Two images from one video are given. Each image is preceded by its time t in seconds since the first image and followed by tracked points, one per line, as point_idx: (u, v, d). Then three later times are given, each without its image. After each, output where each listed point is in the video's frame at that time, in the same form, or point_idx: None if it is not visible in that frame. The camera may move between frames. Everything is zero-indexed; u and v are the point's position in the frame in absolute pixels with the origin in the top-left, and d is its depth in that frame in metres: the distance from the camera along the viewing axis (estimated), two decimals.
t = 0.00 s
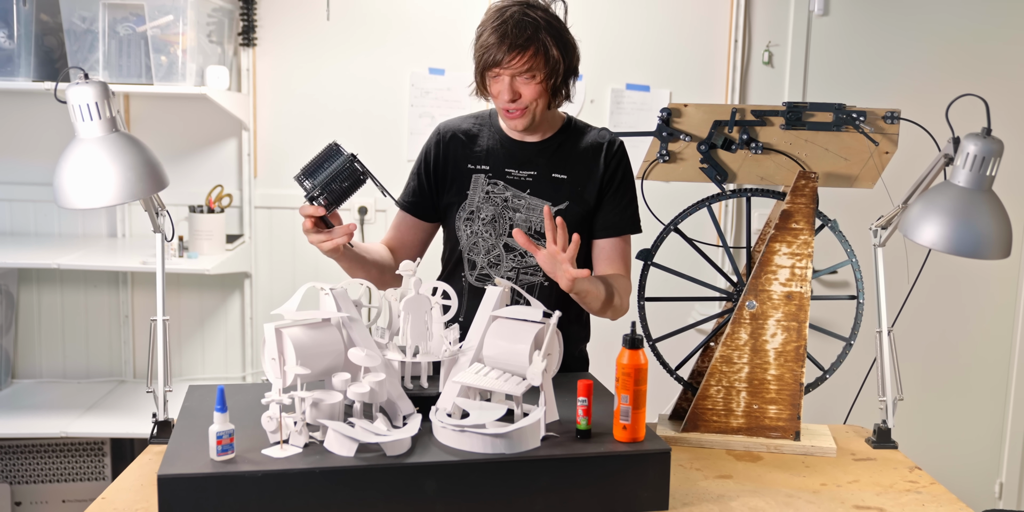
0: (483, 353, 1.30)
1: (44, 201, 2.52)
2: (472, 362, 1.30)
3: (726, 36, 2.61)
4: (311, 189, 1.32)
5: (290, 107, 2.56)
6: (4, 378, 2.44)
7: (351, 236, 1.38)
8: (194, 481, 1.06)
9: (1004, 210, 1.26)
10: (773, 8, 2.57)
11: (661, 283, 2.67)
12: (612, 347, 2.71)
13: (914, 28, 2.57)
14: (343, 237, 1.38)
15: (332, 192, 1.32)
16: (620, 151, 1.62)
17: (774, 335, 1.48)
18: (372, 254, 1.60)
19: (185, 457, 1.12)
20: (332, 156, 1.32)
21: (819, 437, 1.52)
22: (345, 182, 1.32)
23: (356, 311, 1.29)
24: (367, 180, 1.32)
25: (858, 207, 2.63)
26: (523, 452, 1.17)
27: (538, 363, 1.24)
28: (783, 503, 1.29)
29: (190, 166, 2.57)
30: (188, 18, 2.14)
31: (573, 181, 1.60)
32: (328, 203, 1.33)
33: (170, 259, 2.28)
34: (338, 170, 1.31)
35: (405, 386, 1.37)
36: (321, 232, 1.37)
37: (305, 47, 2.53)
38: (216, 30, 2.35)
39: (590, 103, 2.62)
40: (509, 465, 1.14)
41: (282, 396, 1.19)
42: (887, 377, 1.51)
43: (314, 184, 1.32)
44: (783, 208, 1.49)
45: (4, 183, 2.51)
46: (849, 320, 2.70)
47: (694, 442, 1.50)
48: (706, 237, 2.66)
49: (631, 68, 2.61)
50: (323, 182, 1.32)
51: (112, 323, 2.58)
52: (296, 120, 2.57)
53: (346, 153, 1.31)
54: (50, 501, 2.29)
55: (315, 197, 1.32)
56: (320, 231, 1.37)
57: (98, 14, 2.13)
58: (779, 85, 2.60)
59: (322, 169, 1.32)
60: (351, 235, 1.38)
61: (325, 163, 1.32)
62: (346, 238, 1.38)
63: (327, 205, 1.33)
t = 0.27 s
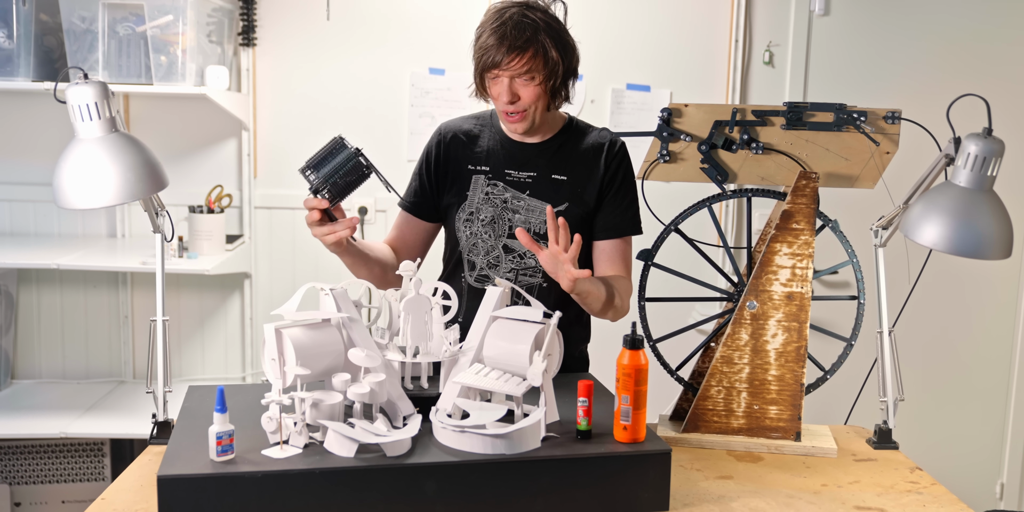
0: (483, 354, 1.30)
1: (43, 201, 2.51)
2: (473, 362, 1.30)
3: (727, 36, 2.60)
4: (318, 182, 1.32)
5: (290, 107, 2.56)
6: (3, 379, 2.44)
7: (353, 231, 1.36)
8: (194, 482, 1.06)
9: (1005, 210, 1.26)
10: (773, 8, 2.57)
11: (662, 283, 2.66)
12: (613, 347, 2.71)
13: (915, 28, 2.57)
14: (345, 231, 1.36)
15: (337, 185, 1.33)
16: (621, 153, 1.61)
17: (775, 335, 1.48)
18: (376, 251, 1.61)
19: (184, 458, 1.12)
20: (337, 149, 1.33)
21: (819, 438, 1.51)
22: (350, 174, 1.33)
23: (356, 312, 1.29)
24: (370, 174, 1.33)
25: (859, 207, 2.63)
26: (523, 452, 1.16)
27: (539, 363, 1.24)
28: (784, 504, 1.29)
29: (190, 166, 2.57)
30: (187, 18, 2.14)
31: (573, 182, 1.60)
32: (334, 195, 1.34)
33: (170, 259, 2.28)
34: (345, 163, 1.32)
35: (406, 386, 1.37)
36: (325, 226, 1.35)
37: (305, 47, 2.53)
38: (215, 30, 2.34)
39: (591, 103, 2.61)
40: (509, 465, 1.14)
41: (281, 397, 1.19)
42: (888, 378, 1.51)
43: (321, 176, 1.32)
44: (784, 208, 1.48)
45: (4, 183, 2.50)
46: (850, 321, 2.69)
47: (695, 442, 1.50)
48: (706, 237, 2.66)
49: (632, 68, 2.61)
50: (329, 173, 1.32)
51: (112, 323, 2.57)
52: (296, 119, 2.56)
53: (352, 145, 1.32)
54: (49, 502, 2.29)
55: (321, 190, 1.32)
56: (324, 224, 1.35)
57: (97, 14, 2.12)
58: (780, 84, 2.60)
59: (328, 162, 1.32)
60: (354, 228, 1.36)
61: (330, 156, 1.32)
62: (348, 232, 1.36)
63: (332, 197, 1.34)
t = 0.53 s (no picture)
0: (484, 354, 1.29)
1: (43, 201, 2.51)
2: (473, 363, 1.30)
3: (727, 35, 2.60)
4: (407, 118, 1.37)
5: (289, 107, 2.55)
6: (3, 379, 2.44)
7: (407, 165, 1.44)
8: (194, 482, 1.06)
9: (1006, 210, 1.26)
10: (774, 8, 2.57)
11: (663, 283, 2.66)
12: (613, 347, 2.70)
13: (915, 28, 2.56)
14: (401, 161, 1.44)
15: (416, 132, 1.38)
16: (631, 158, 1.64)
17: (776, 336, 1.48)
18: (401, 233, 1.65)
19: (184, 458, 1.12)
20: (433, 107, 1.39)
21: (820, 438, 1.51)
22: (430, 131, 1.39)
23: (356, 312, 1.29)
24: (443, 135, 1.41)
25: (860, 207, 2.63)
26: (523, 453, 1.16)
27: (539, 364, 1.24)
28: (784, 504, 1.28)
29: (190, 166, 2.56)
30: (187, 18, 2.13)
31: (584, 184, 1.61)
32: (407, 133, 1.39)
33: (169, 259, 2.28)
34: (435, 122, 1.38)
35: (406, 387, 1.36)
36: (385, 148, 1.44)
37: (305, 47, 2.53)
38: (215, 30, 2.34)
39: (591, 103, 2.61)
40: (509, 466, 1.14)
41: (282, 397, 1.19)
42: (889, 378, 1.50)
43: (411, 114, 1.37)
44: (785, 208, 1.48)
45: (3, 183, 2.50)
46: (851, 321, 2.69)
47: (695, 443, 1.50)
48: (707, 238, 2.65)
49: (632, 68, 2.60)
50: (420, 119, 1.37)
51: (112, 324, 2.57)
52: (296, 119, 2.56)
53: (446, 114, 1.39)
54: (49, 502, 2.29)
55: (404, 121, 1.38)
56: (384, 146, 1.43)
57: (97, 14, 2.12)
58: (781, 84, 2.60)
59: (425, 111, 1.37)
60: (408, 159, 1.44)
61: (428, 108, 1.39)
62: (404, 162, 1.43)
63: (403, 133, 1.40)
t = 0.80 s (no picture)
0: (484, 354, 1.29)
1: (42, 202, 2.51)
2: (473, 363, 1.29)
3: (728, 35, 2.60)
4: (385, 134, 1.40)
5: (289, 107, 2.55)
6: (2, 379, 2.44)
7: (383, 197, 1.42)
8: (194, 483, 1.06)
9: (1007, 210, 1.25)
10: (774, 8, 2.57)
11: (663, 284, 2.66)
12: (613, 348, 2.70)
13: (916, 28, 2.56)
14: (377, 192, 1.41)
15: (398, 150, 1.41)
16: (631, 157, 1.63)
17: (776, 336, 1.48)
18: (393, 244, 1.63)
19: (184, 459, 1.11)
20: (410, 121, 1.43)
21: (821, 439, 1.51)
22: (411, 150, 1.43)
23: (356, 313, 1.29)
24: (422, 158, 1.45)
25: (861, 207, 2.62)
26: (523, 454, 1.16)
27: (539, 364, 1.24)
28: (785, 505, 1.28)
29: (190, 166, 2.56)
30: (186, 18, 2.13)
31: (584, 183, 1.60)
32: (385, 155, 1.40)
33: (169, 259, 2.28)
34: (414, 135, 1.42)
35: (406, 387, 1.36)
36: (359, 178, 1.40)
37: (304, 46, 2.52)
38: (215, 30, 2.34)
39: (591, 103, 2.61)
40: (510, 466, 1.14)
41: (281, 398, 1.19)
42: (890, 379, 1.50)
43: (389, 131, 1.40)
44: (785, 208, 1.48)
45: (3, 184, 2.50)
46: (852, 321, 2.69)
47: (695, 444, 1.50)
48: (707, 238, 2.65)
49: (633, 68, 2.60)
50: (398, 135, 1.41)
51: (111, 324, 2.57)
52: (296, 119, 2.56)
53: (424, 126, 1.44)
54: (48, 503, 2.29)
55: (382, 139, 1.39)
56: (359, 175, 1.40)
57: (96, 14, 2.12)
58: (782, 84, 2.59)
59: (401, 125, 1.41)
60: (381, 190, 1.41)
61: (402, 123, 1.42)
62: (380, 193, 1.41)
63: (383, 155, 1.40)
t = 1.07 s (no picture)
0: (484, 355, 1.29)
1: (42, 202, 2.51)
2: (473, 364, 1.29)
3: (728, 35, 2.60)
4: (374, 183, 1.30)
5: (289, 107, 2.55)
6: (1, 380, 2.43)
7: (377, 242, 1.40)
8: (194, 483, 1.05)
9: (1008, 211, 1.25)
10: (775, 8, 2.56)
11: (664, 284, 2.66)
12: (613, 348, 2.70)
13: (917, 27, 2.56)
14: (371, 239, 1.39)
15: (391, 197, 1.32)
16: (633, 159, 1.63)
17: (777, 337, 1.48)
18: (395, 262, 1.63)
19: (184, 460, 1.11)
20: (403, 163, 1.34)
21: (822, 439, 1.51)
22: (405, 192, 1.33)
23: (356, 313, 1.29)
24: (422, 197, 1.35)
25: (862, 207, 2.62)
26: (524, 454, 1.16)
27: (539, 365, 1.23)
28: (786, 506, 1.28)
29: (190, 166, 2.56)
30: (186, 18, 2.13)
31: (586, 185, 1.60)
32: (379, 204, 1.32)
33: (169, 260, 2.27)
34: (407, 178, 1.32)
35: (406, 388, 1.36)
36: (353, 224, 1.39)
37: (305, 46, 2.52)
38: (215, 30, 2.34)
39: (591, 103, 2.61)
40: (510, 467, 1.13)
41: (281, 398, 1.18)
42: (891, 380, 1.50)
43: (377, 179, 1.30)
44: (786, 209, 1.48)
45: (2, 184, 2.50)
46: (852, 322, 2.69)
47: (696, 444, 1.50)
48: (708, 238, 2.65)
49: (634, 68, 2.60)
50: (389, 180, 1.31)
51: (111, 324, 2.57)
52: (296, 119, 2.56)
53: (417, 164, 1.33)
54: (48, 504, 2.29)
55: (373, 189, 1.30)
56: (353, 221, 1.39)
57: (96, 14, 2.12)
58: (783, 84, 2.59)
59: (391, 169, 1.32)
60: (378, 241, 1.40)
61: (393, 165, 1.33)
62: (373, 241, 1.39)
63: (376, 204, 1.32)
